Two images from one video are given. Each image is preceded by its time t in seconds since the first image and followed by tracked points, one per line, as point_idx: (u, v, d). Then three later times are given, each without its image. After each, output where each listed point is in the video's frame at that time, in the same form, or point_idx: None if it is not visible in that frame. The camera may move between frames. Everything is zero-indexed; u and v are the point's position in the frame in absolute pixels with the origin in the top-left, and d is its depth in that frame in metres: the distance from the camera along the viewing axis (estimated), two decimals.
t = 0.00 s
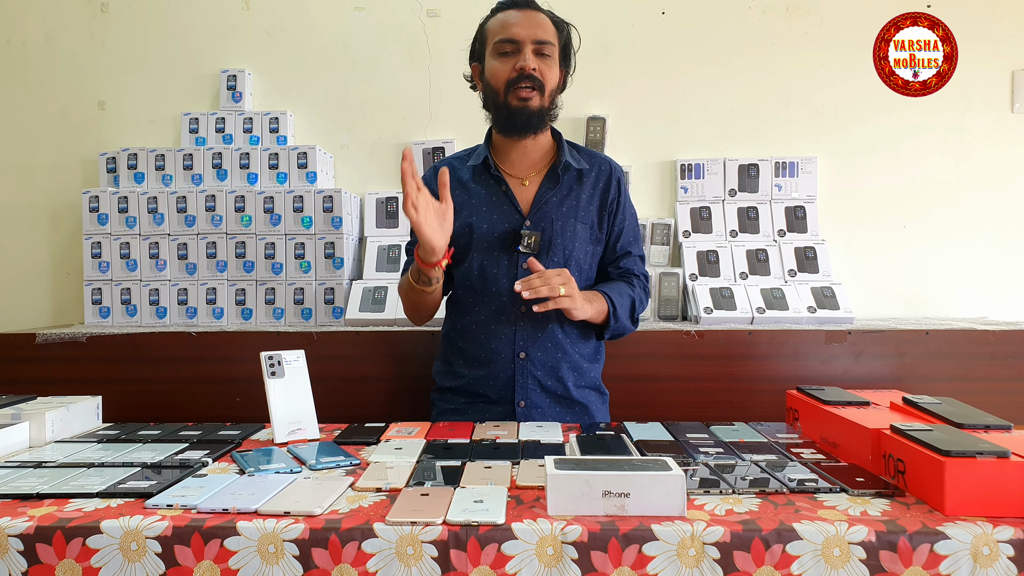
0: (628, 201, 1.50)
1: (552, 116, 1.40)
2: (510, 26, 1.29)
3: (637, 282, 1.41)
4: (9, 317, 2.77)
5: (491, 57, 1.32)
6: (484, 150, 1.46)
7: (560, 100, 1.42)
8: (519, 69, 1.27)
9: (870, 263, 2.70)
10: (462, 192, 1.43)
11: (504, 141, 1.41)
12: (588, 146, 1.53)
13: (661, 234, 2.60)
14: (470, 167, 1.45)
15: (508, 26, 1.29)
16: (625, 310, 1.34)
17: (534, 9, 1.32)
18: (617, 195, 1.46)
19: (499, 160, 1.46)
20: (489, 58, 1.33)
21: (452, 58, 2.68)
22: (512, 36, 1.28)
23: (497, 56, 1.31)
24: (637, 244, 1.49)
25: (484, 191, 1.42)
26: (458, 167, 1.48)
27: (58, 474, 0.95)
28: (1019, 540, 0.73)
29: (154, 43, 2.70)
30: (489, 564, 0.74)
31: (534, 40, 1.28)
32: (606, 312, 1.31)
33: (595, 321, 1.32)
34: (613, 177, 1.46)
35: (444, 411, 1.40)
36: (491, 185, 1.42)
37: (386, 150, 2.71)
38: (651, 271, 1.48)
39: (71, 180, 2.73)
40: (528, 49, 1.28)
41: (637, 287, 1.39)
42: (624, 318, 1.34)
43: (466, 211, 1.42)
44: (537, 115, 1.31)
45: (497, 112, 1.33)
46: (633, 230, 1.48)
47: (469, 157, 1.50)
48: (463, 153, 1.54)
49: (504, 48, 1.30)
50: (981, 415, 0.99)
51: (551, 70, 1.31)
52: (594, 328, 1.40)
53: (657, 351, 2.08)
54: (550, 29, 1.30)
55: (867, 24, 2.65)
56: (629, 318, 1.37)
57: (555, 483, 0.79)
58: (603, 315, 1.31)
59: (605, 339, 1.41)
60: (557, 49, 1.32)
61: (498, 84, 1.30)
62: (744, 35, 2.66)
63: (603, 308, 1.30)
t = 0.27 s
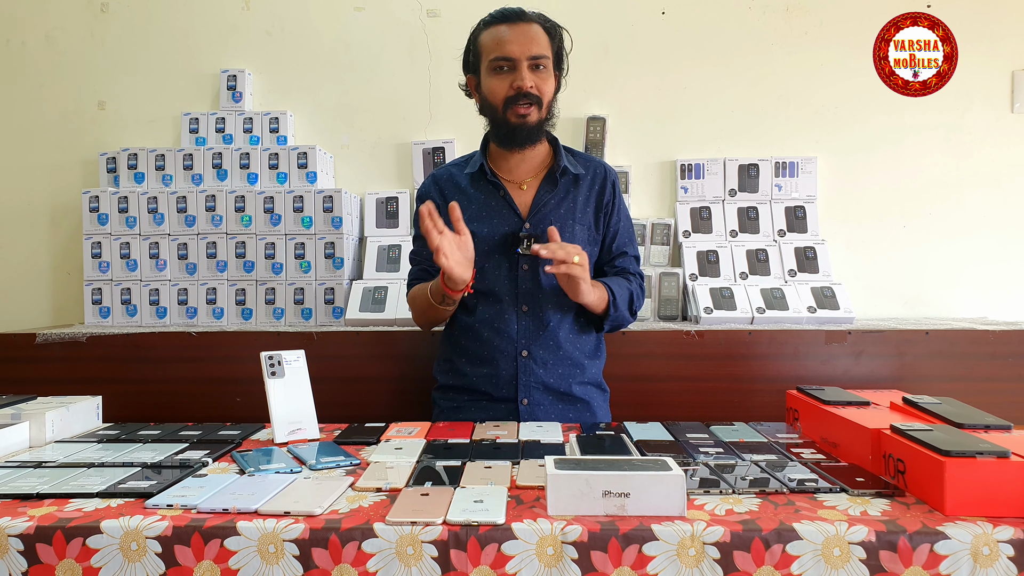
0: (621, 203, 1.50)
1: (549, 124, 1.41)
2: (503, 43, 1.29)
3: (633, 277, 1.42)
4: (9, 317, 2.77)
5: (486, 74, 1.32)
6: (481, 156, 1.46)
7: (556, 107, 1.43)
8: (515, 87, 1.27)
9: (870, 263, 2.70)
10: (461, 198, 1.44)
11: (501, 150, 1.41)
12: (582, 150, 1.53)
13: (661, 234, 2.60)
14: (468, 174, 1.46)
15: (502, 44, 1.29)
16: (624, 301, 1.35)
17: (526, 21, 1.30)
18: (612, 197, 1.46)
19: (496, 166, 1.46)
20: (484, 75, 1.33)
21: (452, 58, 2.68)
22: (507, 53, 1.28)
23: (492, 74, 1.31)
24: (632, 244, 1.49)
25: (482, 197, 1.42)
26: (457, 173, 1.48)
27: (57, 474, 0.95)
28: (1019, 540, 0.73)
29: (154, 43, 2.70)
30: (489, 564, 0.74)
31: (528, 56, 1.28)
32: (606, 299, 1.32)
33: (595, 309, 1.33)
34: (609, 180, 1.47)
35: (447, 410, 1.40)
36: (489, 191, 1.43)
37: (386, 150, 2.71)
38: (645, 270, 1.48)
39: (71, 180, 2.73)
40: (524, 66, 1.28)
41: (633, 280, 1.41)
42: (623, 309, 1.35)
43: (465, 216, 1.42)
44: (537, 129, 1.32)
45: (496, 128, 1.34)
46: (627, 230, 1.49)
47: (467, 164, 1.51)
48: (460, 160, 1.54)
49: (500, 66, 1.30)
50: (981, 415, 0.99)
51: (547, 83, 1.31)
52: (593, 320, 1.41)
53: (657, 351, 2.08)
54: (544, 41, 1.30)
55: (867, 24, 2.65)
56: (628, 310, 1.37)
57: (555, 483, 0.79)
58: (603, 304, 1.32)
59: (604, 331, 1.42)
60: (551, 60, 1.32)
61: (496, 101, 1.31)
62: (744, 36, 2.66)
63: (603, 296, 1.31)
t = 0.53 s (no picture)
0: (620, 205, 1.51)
1: (549, 120, 1.41)
2: (494, 41, 1.29)
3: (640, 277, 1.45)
4: (9, 317, 2.77)
5: (480, 75, 1.33)
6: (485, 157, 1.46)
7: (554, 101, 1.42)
8: (508, 83, 1.27)
9: (870, 263, 2.70)
10: (467, 198, 1.44)
11: (503, 150, 1.41)
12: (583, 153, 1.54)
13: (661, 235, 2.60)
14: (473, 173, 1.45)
15: (491, 42, 1.29)
16: (638, 300, 1.39)
17: (514, 20, 1.31)
18: (613, 198, 1.47)
19: (499, 167, 1.46)
20: (478, 76, 1.34)
21: (452, 58, 2.68)
22: (497, 51, 1.29)
23: (485, 73, 1.32)
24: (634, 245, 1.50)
25: (488, 196, 1.42)
26: (461, 173, 1.48)
27: (57, 474, 0.95)
28: (1019, 541, 0.73)
29: (154, 42, 2.70)
30: (489, 564, 0.74)
31: (519, 52, 1.28)
32: (629, 300, 1.35)
33: (616, 308, 1.35)
34: (610, 181, 1.47)
35: (449, 409, 1.40)
36: (495, 190, 1.43)
37: (386, 150, 2.71)
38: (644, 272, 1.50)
39: (71, 180, 2.73)
40: (514, 62, 1.28)
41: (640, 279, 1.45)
42: (636, 308, 1.38)
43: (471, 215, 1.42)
44: (533, 123, 1.32)
45: (493, 126, 1.34)
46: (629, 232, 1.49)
47: (470, 165, 1.50)
48: (463, 161, 1.54)
49: (491, 64, 1.30)
50: (981, 414, 0.99)
51: (539, 77, 1.31)
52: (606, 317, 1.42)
53: (657, 351, 2.08)
54: (533, 37, 1.30)
55: (867, 24, 2.65)
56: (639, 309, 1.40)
57: (555, 483, 0.79)
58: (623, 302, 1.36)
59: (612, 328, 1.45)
60: (542, 54, 1.32)
61: (491, 99, 1.31)
62: (744, 36, 2.67)
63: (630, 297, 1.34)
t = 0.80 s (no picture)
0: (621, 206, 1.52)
1: (556, 119, 1.41)
2: (505, 36, 1.29)
3: (637, 279, 1.44)
4: (9, 317, 2.77)
5: (489, 70, 1.32)
6: (491, 156, 1.45)
7: (562, 101, 1.42)
8: (517, 77, 1.27)
9: (870, 263, 2.70)
10: (472, 198, 1.43)
11: (510, 148, 1.41)
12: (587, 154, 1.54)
13: (661, 234, 2.60)
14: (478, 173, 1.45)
15: (502, 37, 1.29)
16: (630, 302, 1.37)
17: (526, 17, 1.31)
18: (616, 198, 1.48)
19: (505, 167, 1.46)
20: (487, 71, 1.34)
21: (452, 58, 2.68)
22: (508, 46, 1.28)
23: (494, 68, 1.31)
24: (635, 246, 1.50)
25: (493, 196, 1.42)
26: (466, 172, 1.48)
27: (57, 474, 0.95)
28: (1019, 541, 0.73)
29: (154, 42, 2.70)
30: (489, 564, 0.74)
31: (530, 47, 1.28)
32: (614, 300, 1.34)
33: (602, 307, 1.35)
34: (614, 183, 1.47)
35: (453, 410, 1.40)
36: (500, 191, 1.42)
37: (386, 150, 2.71)
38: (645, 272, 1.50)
39: (71, 180, 2.73)
40: (524, 57, 1.28)
41: (636, 280, 1.44)
42: (628, 310, 1.37)
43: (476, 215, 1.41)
44: (541, 119, 1.31)
45: (501, 122, 1.34)
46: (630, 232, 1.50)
47: (475, 163, 1.50)
48: (468, 159, 1.53)
49: (501, 59, 1.30)
50: (981, 414, 0.99)
51: (549, 74, 1.31)
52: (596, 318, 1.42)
53: (657, 351, 2.08)
54: (544, 34, 1.30)
55: (867, 24, 2.65)
56: (632, 311, 1.39)
57: (556, 483, 0.79)
58: (610, 304, 1.35)
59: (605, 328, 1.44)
60: (553, 52, 1.32)
61: (499, 94, 1.30)
62: (744, 36, 2.67)
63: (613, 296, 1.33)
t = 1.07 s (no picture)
0: (629, 202, 1.49)
1: (556, 119, 1.40)
2: (512, 29, 1.29)
3: (632, 285, 1.40)
4: (9, 317, 2.77)
5: (493, 61, 1.32)
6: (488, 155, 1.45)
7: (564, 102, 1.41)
8: (520, 72, 1.27)
9: (870, 263, 2.70)
10: (466, 198, 1.44)
11: (508, 144, 1.40)
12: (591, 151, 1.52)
13: (661, 234, 2.60)
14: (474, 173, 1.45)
15: (509, 30, 1.29)
16: (610, 312, 1.34)
17: (537, 13, 1.32)
18: (617, 198, 1.45)
19: (502, 166, 1.46)
20: (491, 62, 1.33)
21: (452, 58, 2.67)
22: (513, 39, 1.28)
23: (498, 60, 1.31)
24: (636, 246, 1.48)
25: (487, 198, 1.42)
26: (463, 171, 1.48)
27: (57, 474, 0.95)
28: (1019, 541, 0.73)
29: (154, 42, 2.70)
30: (489, 565, 0.74)
31: (536, 44, 1.29)
32: (586, 309, 1.32)
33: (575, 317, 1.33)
34: (615, 182, 1.45)
35: (447, 410, 1.40)
36: (495, 191, 1.43)
37: (386, 149, 2.70)
38: (649, 274, 1.46)
39: (70, 180, 2.73)
40: (529, 53, 1.28)
41: (630, 288, 1.38)
42: (607, 321, 1.34)
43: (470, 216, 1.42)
44: (539, 118, 1.31)
45: (499, 116, 1.34)
46: (631, 233, 1.47)
47: (473, 162, 1.50)
48: (467, 156, 1.53)
49: (506, 52, 1.30)
50: (981, 415, 0.99)
51: (553, 72, 1.31)
52: (577, 327, 1.40)
53: (657, 351, 2.08)
54: (552, 32, 1.31)
55: (867, 24, 2.65)
56: (615, 322, 1.36)
57: (556, 483, 0.79)
58: (583, 315, 1.32)
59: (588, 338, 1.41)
60: (559, 51, 1.32)
61: (499, 88, 1.31)
62: (744, 36, 2.66)
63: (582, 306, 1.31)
